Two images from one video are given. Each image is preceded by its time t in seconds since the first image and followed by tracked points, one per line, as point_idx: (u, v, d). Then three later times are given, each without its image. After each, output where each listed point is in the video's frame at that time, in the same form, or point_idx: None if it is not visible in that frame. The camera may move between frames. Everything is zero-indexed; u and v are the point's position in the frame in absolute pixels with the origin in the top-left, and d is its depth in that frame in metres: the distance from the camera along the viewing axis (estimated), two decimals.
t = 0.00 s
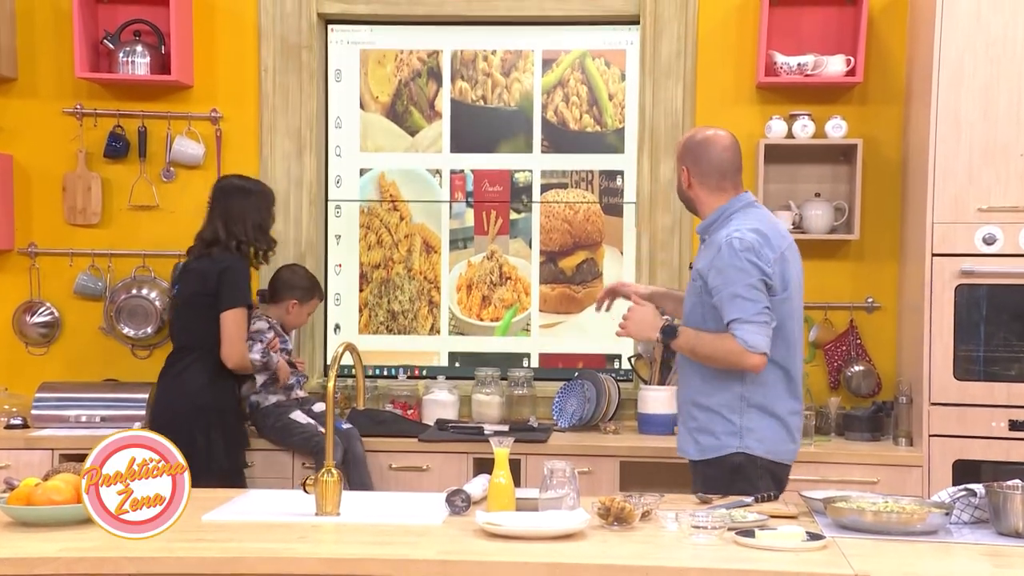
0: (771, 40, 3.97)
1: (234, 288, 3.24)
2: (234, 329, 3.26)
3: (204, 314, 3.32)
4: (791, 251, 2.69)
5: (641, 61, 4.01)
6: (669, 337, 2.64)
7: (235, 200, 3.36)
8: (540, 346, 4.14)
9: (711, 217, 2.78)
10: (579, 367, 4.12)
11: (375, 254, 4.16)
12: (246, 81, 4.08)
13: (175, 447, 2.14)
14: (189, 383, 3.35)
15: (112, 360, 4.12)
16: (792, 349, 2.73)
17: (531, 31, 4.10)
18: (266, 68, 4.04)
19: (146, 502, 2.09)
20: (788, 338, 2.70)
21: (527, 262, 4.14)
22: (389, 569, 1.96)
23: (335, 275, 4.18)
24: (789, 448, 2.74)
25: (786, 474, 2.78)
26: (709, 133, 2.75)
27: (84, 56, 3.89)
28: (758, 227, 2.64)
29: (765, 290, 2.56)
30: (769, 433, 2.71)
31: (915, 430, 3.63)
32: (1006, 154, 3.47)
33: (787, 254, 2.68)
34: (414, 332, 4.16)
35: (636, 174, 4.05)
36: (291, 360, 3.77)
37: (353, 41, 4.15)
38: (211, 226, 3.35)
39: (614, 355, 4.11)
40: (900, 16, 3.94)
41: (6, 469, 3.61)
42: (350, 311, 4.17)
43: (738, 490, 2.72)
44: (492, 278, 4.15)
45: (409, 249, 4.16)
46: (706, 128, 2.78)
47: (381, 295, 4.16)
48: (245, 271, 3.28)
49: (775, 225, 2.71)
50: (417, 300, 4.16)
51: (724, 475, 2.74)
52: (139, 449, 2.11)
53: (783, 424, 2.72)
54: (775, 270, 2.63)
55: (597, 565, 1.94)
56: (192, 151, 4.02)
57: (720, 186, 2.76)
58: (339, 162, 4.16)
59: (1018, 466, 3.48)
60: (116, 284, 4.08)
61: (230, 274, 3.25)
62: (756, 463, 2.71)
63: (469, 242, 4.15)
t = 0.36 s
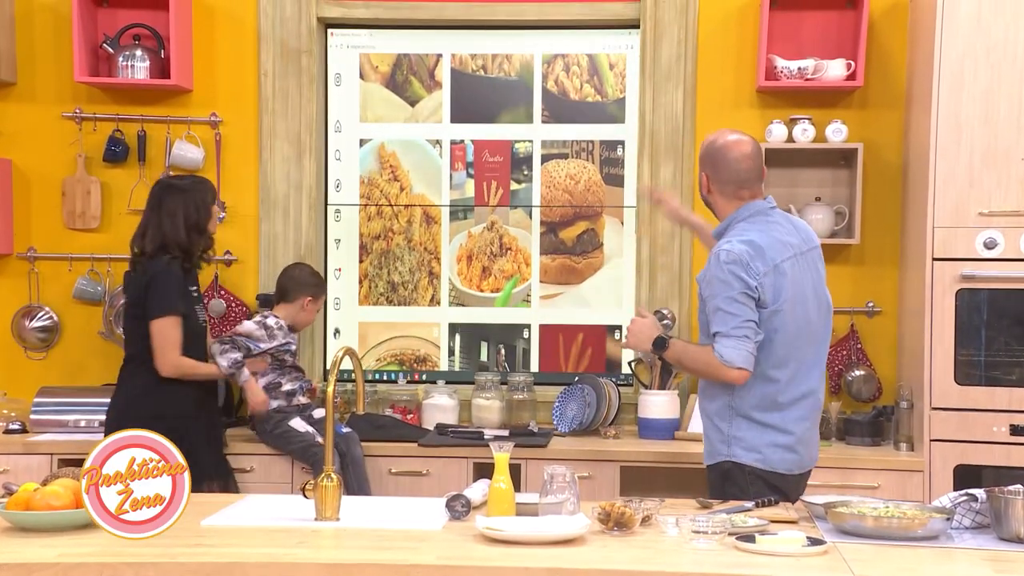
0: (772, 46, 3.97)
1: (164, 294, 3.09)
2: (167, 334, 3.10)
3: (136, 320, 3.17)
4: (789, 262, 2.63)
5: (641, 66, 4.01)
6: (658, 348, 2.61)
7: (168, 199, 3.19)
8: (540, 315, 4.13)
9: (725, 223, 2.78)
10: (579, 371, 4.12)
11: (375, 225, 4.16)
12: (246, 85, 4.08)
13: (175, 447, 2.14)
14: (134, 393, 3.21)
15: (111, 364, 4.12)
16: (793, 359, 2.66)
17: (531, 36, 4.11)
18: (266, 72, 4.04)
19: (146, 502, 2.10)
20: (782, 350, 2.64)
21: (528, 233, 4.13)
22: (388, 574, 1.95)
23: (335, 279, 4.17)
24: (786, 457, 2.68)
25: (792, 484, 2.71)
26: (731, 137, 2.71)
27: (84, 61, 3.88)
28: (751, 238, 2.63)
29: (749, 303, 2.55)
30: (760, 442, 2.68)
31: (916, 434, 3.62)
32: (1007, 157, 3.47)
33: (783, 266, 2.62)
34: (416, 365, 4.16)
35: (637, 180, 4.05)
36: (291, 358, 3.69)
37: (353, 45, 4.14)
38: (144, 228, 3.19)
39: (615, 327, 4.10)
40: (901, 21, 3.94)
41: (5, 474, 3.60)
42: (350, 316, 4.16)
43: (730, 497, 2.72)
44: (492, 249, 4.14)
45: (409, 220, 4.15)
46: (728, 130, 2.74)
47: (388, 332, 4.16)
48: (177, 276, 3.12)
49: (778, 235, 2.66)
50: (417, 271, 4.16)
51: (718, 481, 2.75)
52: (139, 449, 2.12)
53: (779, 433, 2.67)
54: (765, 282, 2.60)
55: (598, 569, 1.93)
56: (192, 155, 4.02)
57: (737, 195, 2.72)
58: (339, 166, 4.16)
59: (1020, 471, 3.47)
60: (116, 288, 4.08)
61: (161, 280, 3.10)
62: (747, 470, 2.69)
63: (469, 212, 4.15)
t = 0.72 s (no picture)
0: (773, 44, 3.96)
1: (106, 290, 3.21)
2: (111, 337, 3.20)
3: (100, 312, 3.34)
4: (796, 270, 2.64)
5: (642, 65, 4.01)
6: (665, 349, 2.64)
7: (131, 193, 3.31)
8: (540, 295, 4.12)
9: (731, 230, 2.78)
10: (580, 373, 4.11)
11: (375, 205, 4.15)
12: (246, 84, 4.07)
13: (176, 447, 2.15)
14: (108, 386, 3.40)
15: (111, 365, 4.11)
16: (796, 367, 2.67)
17: (531, 35, 4.10)
18: (266, 72, 4.03)
19: (146, 502, 2.10)
20: (788, 358, 2.65)
21: (530, 212, 4.12)
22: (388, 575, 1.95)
23: (335, 279, 4.17)
24: (782, 461, 2.71)
25: (785, 487, 2.75)
26: (737, 147, 2.73)
27: (84, 61, 3.88)
28: (761, 244, 2.64)
29: (756, 310, 2.56)
30: (759, 446, 2.70)
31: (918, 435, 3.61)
32: (1010, 157, 3.46)
33: (790, 274, 2.63)
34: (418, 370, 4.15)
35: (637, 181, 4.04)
36: (298, 361, 3.68)
37: (354, 44, 4.14)
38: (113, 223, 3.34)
39: (615, 306, 4.10)
40: (903, 19, 3.93)
41: (5, 474, 3.59)
42: (350, 317, 4.16)
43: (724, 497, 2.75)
44: (492, 230, 4.13)
45: (410, 199, 4.15)
46: (735, 141, 2.76)
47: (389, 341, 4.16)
48: (117, 271, 3.24)
49: (787, 244, 2.67)
50: (417, 251, 4.15)
51: (713, 479, 2.77)
52: (139, 449, 2.13)
53: (777, 439, 2.70)
54: (772, 290, 2.60)
55: (599, 570, 1.92)
56: (192, 155, 4.02)
57: (745, 202, 2.73)
58: (339, 165, 4.16)
59: (1022, 471, 3.46)
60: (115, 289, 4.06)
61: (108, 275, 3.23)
62: (743, 472, 2.72)
63: (470, 192, 4.14)
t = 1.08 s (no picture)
0: (782, 43, 3.95)
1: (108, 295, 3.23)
2: (124, 340, 3.25)
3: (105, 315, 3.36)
4: (812, 267, 2.65)
5: (651, 66, 4.00)
6: (677, 340, 2.64)
7: (116, 195, 3.29)
8: (549, 278, 4.12)
9: (746, 226, 2.79)
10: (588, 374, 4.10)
11: (384, 187, 4.15)
12: (254, 85, 4.07)
13: (176, 447, 2.14)
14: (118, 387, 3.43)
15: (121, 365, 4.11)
16: (803, 364, 2.66)
17: (539, 35, 4.10)
18: (275, 72, 4.03)
19: (146, 502, 2.10)
20: (795, 354, 2.65)
21: (538, 195, 4.12)
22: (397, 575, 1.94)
23: (343, 279, 4.17)
24: (786, 459, 2.69)
25: (789, 487, 2.73)
26: (752, 144, 2.72)
27: (92, 61, 3.88)
28: (779, 238, 2.64)
29: (772, 304, 2.57)
30: (763, 442, 2.68)
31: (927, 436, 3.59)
32: (1020, 156, 3.45)
33: (807, 270, 2.64)
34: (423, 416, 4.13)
35: (646, 184, 4.03)
36: (309, 363, 3.69)
37: (362, 45, 4.14)
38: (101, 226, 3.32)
39: (624, 289, 4.09)
40: (913, 18, 3.92)
41: (14, 474, 3.60)
42: (358, 316, 4.16)
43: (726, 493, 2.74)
44: (501, 212, 4.13)
45: (418, 181, 4.15)
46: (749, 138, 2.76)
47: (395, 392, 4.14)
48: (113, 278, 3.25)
49: (804, 240, 2.68)
50: (426, 233, 4.15)
51: (714, 474, 2.77)
52: (140, 449, 2.12)
53: (782, 436, 2.68)
54: (789, 285, 2.61)
55: (607, 570, 1.92)
56: (200, 155, 4.03)
57: (761, 197, 2.74)
58: (347, 166, 4.16)
59: None
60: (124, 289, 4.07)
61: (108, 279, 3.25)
62: (746, 468, 2.71)
63: (478, 173, 4.14)
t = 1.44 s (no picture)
0: (794, 44, 3.94)
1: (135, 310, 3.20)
2: (144, 346, 3.21)
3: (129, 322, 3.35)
4: (818, 255, 2.63)
5: (662, 67, 4.00)
6: (686, 334, 2.64)
7: (144, 209, 3.25)
8: (560, 252, 4.12)
9: (746, 222, 2.78)
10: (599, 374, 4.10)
11: (395, 162, 4.16)
12: (265, 84, 4.08)
13: (175, 447, 2.15)
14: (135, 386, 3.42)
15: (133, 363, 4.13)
16: (811, 353, 2.66)
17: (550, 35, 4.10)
18: (286, 72, 4.04)
19: (146, 502, 2.10)
20: (803, 343, 2.64)
21: (549, 168, 4.12)
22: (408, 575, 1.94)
23: (354, 279, 4.17)
24: (800, 451, 2.68)
25: (804, 480, 2.72)
26: (749, 140, 2.73)
27: (105, 62, 3.90)
28: (784, 227, 2.65)
29: (780, 291, 2.58)
30: (775, 435, 2.68)
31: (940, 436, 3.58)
32: None
33: (813, 258, 2.63)
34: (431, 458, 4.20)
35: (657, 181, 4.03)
36: (322, 365, 3.69)
37: (373, 45, 4.14)
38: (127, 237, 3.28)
39: (635, 263, 4.09)
40: (924, 23, 3.90)
41: (27, 473, 3.61)
42: (369, 316, 4.17)
43: (742, 489, 2.73)
44: (513, 185, 4.13)
45: (429, 155, 4.16)
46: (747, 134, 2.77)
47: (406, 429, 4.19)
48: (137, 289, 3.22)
49: (806, 230, 2.67)
50: (437, 207, 4.15)
51: (729, 472, 2.77)
52: (140, 449, 2.12)
53: (792, 426, 2.67)
54: (795, 272, 2.61)
55: (618, 569, 1.92)
56: (212, 155, 4.03)
57: (758, 193, 2.74)
58: (358, 166, 4.16)
59: None
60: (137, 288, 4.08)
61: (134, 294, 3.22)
62: (760, 463, 2.70)
63: (490, 148, 4.15)
